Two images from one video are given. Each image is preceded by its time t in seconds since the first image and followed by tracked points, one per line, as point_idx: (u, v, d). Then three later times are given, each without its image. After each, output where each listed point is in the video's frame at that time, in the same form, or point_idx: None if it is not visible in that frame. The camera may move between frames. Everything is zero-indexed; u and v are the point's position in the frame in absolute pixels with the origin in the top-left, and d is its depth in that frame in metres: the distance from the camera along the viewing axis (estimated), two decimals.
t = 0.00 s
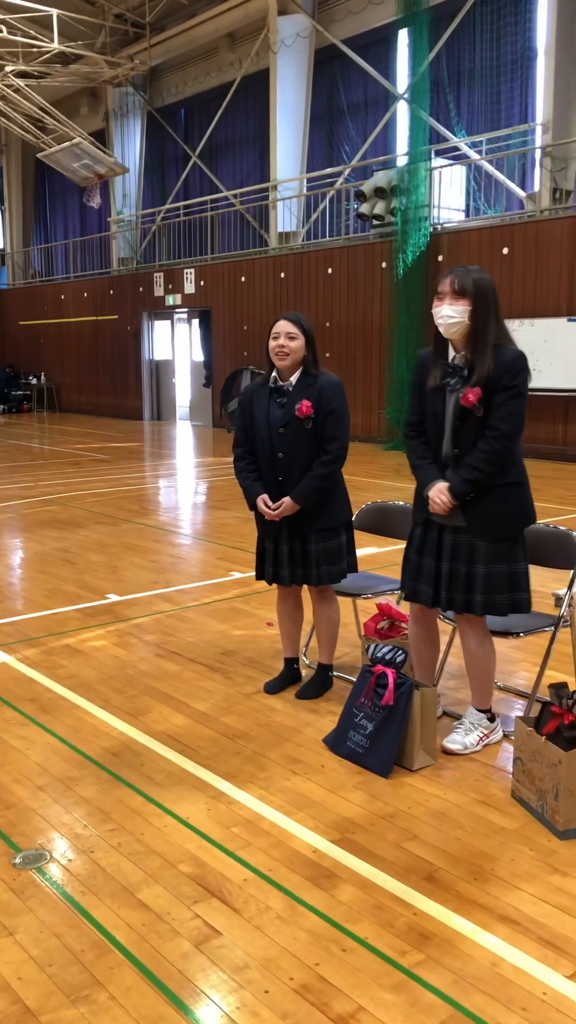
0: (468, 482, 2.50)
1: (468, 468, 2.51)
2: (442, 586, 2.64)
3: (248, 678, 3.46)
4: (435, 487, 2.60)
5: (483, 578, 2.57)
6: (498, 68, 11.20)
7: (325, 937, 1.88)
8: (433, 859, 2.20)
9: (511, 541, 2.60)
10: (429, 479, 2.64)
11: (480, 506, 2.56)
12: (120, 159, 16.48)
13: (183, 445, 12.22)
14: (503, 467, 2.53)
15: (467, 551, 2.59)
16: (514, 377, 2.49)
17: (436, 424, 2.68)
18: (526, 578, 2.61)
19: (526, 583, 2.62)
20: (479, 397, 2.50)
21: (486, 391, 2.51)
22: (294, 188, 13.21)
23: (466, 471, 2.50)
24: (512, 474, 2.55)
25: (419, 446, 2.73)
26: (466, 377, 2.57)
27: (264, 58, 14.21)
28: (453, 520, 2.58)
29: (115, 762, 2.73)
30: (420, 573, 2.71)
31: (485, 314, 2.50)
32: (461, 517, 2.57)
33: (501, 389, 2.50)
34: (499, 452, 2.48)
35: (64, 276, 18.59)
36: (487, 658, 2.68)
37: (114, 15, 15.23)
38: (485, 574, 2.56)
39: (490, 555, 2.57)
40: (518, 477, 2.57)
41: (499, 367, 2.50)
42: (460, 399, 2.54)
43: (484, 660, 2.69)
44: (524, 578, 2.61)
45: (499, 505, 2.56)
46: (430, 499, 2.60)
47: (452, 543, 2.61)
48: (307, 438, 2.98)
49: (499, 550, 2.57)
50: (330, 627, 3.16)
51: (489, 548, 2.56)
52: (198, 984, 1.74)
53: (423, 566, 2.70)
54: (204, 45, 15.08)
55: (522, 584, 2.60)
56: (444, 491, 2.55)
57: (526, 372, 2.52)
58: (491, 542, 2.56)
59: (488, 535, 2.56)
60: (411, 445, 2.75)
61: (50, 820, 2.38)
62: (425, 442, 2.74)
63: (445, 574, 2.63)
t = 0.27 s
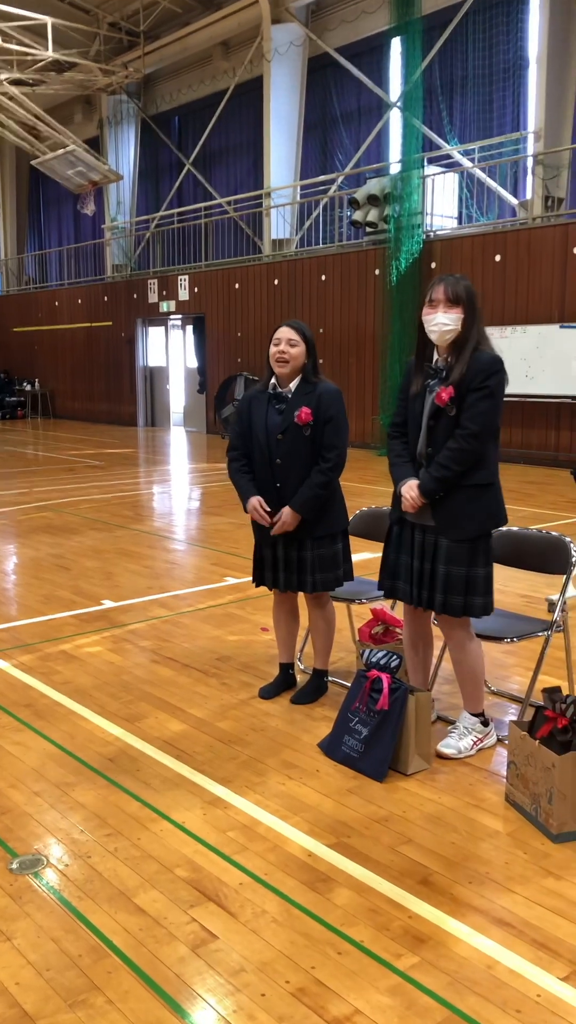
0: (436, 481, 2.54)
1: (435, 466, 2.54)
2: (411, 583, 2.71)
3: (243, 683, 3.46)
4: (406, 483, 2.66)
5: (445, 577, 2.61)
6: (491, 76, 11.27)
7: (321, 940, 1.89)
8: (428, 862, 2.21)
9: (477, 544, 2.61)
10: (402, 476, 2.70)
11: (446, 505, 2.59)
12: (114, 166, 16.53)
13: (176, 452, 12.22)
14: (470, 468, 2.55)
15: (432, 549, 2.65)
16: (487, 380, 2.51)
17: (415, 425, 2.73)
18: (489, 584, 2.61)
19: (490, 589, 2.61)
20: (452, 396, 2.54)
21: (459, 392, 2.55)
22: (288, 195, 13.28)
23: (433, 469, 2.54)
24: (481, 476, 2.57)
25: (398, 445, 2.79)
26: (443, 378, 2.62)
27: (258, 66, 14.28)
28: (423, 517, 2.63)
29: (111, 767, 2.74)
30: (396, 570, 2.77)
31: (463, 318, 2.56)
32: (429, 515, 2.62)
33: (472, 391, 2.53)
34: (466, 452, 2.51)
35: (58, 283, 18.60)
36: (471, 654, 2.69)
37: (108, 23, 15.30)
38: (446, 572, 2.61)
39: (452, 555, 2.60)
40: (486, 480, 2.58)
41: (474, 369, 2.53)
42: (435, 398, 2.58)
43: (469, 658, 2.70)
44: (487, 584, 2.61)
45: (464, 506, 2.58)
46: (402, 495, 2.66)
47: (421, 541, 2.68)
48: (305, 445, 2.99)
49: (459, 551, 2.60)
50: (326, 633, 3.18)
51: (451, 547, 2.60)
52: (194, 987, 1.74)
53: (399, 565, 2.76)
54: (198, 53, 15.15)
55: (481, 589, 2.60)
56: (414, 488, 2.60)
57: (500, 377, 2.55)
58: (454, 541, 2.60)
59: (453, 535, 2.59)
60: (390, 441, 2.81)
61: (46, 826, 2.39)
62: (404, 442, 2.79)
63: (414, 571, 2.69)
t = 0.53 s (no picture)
0: (422, 488, 2.55)
1: (422, 472, 2.55)
2: (391, 589, 2.74)
3: (242, 691, 3.47)
4: (392, 487, 2.67)
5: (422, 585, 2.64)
6: (487, 85, 11.33)
7: (321, 947, 1.89)
8: (428, 870, 2.21)
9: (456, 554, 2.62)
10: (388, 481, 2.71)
11: (428, 513, 2.61)
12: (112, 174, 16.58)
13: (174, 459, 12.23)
14: (454, 478, 2.56)
15: (412, 556, 2.68)
16: (478, 391, 2.53)
17: (405, 433, 2.76)
18: (467, 596, 2.62)
19: (467, 601, 2.62)
20: (443, 405, 2.56)
21: (449, 402, 2.57)
22: (285, 203, 13.33)
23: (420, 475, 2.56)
24: (465, 486, 2.58)
25: (386, 451, 2.81)
26: (434, 388, 2.64)
27: (255, 75, 14.33)
28: (406, 523, 2.66)
29: (110, 775, 2.74)
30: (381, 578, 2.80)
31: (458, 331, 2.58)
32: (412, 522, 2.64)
33: (463, 400, 2.54)
34: (453, 461, 2.51)
35: (56, 290, 18.64)
36: (450, 658, 2.68)
37: (106, 32, 15.37)
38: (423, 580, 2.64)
39: (430, 563, 2.63)
40: (471, 492, 2.59)
41: (466, 380, 2.55)
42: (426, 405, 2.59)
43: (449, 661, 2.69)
44: (465, 596, 2.61)
45: (445, 515, 2.60)
46: (387, 500, 2.68)
47: (402, 548, 2.71)
48: (309, 455, 3.02)
49: (437, 560, 2.62)
50: (325, 641, 3.19)
51: (430, 556, 2.62)
52: (194, 995, 1.75)
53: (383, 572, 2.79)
54: (196, 61, 15.22)
55: (455, 601, 2.61)
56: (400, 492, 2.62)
57: (490, 392, 2.56)
58: (433, 549, 2.62)
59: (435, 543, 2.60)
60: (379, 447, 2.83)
61: (46, 833, 2.39)
62: (392, 451, 2.81)
63: (393, 576, 2.73)
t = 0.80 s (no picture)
0: (411, 497, 2.56)
1: (413, 482, 2.56)
2: (378, 595, 2.78)
3: (239, 698, 3.47)
4: (381, 494, 2.69)
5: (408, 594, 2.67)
6: (483, 92, 11.37)
7: (319, 954, 1.89)
8: (426, 876, 2.21)
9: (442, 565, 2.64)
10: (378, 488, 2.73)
11: (414, 522, 2.63)
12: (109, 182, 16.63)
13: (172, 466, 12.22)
14: (443, 489, 2.57)
15: (398, 563, 2.71)
16: (472, 404, 2.54)
17: (397, 442, 2.77)
18: (451, 607, 2.64)
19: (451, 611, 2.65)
20: (437, 416, 2.57)
21: (443, 414, 2.58)
22: (282, 210, 13.37)
23: (410, 485, 2.56)
24: (455, 497, 2.60)
25: (377, 459, 2.83)
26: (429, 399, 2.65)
27: (252, 83, 14.38)
28: (394, 530, 2.69)
29: (107, 782, 2.74)
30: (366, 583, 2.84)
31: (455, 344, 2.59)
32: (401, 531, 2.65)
33: (457, 412, 2.55)
34: (443, 473, 2.52)
35: (53, 298, 18.65)
36: (434, 662, 2.68)
37: (102, 41, 15.43)
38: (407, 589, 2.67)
39: (415, 572, 2.65)
40: (458, 504, 2.61)
41: (461, 393, 2.56)
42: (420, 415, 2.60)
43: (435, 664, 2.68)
44: (449, 607, 2.64)
45: (432, 526, 2.61)
46: (374, 506, 2.69)
47: (389, 555, 2.75)
48: (307, 461, 3.02)
49: (422, 570, 2.64)
50: (323, 647, 3.19)
51: (415, 565, 2.65)
52: (192, 1002, 1.74)
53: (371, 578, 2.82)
54: (192, 70, 15.28)
55: (440, 611, 2.64)
56: (388, 499, 2.63)
57: (484, 407, 2.57)
58: (419, 559, 2.64)
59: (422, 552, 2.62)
60: (371, 453, 2.86)
61: (43, 841, 2.39)
62: (383, 458, 2.83)
63: (380, 584, 2.77)
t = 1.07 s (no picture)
0: (395, 505, 2.58)
1: (399, 490, 2.58)
2: (365, 600, 2.82)
3: (236, 704, 3.46)
4: (368, 500, 2.71)
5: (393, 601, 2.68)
6: (477, 100, 11.42)
7: (316, 960, 1.89)
8: (423, 881, 2.21)
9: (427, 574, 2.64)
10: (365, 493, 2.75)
11: (399, 530, 2.64)
12: (104, 190, 16.67)
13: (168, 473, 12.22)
14: (429, 500, 2.59)
15: (384, 570, 2.73)
16: (462, 418, 2.55)
17: (388, 449, 2.79)
18: (435, 616, 2.65)
19: (434, 621, 2.65)
20: (426, 427, 2.59)
21: (433, 425, 2.59)
22: (277, 217, 13.41)
23: (396, 494, 2.58)
24: (441, 508, 2.61)
25: (368, 464, 2.85)
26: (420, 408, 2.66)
27: (246, 91, 14.43)
28: (379, 537, 2.71)
29: (104, 789, 2.73)
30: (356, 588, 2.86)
31: (449, 355, 2.59)
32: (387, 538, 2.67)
33: (447, 424, 2.56)
34: (428, 484, 2.54)
35: (49, 305, 18.67)
36: (420, 666, 2.69)
37: (97, 49, 15.49)
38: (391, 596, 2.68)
39: (398, 580, 2.67)
40: (443, 515, 2.62)
41: (452, 405, 2.57)
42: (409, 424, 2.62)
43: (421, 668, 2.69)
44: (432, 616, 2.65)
45: (416, 535, 2.62)
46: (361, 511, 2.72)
47: (376, 560, 2.80)
48: (302, 467, 3.03)
49: (405, 578, 2.65)
50: (320, 653, 3.19)
51: (399, 572, 2.67)
52: (189, 1011, 1.74)
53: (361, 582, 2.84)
54: (187, 78, 15.33)
55: (424, 619, 2.64)
56: (373, 506, 2.66)
57: (474, 421, 2.57)
58: (403, 567, 2.66)
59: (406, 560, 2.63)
60: (363, 458, 2.87)
61: (39, 849, 2.38)
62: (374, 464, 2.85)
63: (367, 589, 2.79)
